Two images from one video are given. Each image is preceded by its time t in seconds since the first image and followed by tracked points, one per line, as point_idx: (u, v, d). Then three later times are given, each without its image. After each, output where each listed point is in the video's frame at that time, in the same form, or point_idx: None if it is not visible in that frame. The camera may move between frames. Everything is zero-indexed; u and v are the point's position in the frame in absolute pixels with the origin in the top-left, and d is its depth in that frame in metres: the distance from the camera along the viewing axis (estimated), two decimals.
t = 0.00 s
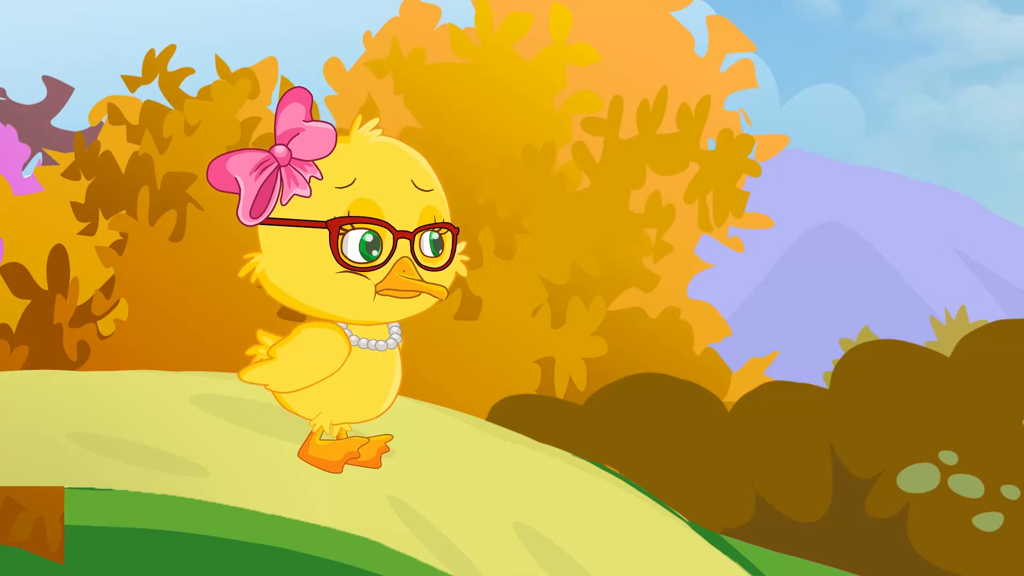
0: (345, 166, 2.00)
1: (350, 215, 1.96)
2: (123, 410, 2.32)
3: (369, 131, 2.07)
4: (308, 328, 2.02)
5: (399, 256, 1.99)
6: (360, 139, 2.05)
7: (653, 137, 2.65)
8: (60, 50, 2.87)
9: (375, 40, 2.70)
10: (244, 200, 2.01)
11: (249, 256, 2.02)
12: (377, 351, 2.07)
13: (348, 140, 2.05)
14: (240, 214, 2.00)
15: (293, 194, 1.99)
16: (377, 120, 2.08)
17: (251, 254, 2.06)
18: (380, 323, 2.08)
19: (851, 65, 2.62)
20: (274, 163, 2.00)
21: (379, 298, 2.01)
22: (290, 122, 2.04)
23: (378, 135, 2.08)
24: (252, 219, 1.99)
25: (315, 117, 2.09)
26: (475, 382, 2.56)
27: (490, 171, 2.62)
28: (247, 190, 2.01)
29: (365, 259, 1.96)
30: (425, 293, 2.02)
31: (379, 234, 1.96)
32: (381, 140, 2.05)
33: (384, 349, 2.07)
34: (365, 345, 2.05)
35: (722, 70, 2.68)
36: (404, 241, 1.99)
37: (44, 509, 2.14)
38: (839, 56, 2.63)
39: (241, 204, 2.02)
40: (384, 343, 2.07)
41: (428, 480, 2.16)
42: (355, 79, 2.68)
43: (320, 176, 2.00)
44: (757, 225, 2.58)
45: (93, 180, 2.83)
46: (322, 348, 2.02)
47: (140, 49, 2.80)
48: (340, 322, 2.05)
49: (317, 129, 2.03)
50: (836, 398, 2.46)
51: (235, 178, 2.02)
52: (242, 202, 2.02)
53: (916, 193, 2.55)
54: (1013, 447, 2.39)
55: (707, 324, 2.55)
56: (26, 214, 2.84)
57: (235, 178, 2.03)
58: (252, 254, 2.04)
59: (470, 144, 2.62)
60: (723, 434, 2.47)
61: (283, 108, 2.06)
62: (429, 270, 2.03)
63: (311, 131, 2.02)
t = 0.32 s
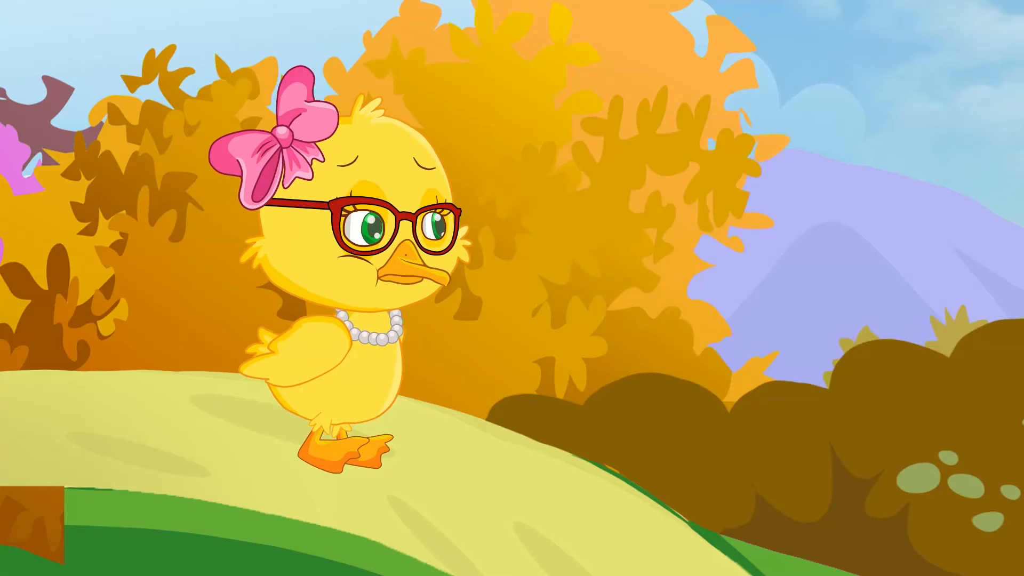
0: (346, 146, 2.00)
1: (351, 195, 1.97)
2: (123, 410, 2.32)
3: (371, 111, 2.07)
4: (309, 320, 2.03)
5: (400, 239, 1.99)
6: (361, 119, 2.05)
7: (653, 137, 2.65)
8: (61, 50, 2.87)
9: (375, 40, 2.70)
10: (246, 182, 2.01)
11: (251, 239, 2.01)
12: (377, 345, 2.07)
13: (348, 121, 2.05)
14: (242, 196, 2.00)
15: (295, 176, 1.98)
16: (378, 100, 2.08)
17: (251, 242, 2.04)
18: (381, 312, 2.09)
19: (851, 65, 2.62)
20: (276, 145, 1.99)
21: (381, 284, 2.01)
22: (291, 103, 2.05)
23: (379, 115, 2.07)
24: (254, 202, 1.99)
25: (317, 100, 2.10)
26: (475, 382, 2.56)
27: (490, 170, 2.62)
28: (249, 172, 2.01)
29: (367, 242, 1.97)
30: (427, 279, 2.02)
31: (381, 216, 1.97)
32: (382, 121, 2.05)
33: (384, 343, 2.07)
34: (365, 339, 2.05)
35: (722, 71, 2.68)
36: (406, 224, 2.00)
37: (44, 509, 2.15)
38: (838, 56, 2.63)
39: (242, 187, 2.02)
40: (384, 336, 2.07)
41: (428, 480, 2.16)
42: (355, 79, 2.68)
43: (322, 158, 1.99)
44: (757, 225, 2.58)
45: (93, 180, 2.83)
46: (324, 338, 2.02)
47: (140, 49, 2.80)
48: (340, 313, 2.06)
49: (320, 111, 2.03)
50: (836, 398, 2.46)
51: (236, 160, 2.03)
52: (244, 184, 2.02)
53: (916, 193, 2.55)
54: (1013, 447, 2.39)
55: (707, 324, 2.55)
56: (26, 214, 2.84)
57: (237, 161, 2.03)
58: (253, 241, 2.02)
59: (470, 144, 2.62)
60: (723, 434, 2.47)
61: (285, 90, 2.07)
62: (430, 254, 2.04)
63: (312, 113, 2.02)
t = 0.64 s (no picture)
0: (346, 146, 2.00)
1: (351, 195, 1.97)
2: (123, 410, 2.32)
3: (370, 111, 2.07)
4: (309, 320, 2.03)
5: (400, 239, 1.99)
6: (361, 119, 2.05)
7: (653, 137, 2.65)
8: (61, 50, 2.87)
9: (375, 40, 2.70)
10: (246, 182, 2.01)
11: (250, 240, 2.02)
12: (377, 345, 2.07)
13: (349, 121, 2.05)
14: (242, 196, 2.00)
15: (295, 176, 1.98)
16: (378, 100, 2.08)
17: (251, 241, 2.03)
18: (381, 313, 2.09)
19: (851, 65, 2.62)
20: (276, 145, 1.99)
21: (382, 284, 2.01)
22: (291, 103, 2.05)
23: (379, 115, 2.07)
24: (254, 202, 1.99)
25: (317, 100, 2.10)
26: (475, 382, 2.56)
27: (490, 171, 2.62)
28: (249, 172, 2.01)
29: (367, 242, 1.97)
30: (427, 279, 2.02)
31: (381, 216, 1.97)
32: (382, 121, 2.06)
33: (384, 343, 2.07)
34: (365, 339, 2.05)
35: (722, 70, 2.68)
36: (406, 223, 2.00)
37: (44, 509, 2.15)
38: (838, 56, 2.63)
39: (242, 187, 2.02)
40: (384, 336, 2.07)
41: (428, 480, 2.16)
42: (355, 79, 2.68)
43: (322, 159, 1.99)
44: (756, 225, 2.58)
45: (93, 180, 2.83)
46: (323, 339, 2.02)
47: (140, 49, 2.80)
48: (340, 313, 2.06)
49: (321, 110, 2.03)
50: (836, 398, 2.46)
51: (236, 161, 2.03)
52: (244, 184, 2.02)
53: (916, 193, 2.55)
54: (1013, 447, 2.39)
55: (707, 324, 2.55)
56: (26, 214, 2.85)
57: (237, 161, 2.03)
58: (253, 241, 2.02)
59: (470, 144, 2.62)
60: (723, 433, 2.47)
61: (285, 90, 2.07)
62: (430, 254, 2.04)
63: (312, 112, 2.02)
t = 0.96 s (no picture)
0: (339, 149, 2.00)
1: (347, 197, 1.97)
2: (123, 410, 2.32)
3: (362, 112, 2.07)
4: (309, 320, 2.04)
5: (399, 237, 1.98)
6: (354, 121, 2.06)
7: (653, 137, 2.64)
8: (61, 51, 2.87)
9: (375, 40, 2.70)
10: (242, 188, 2.02)
11: (251, 246, 2.03)
12: (377, 345, 2.07)
13: (342, 123, 2.06)
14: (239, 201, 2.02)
15: (290, 180, 2.00)
16: (369, 101, 2.08)
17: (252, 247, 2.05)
18: (381, 312, 2.09)
19: (851, 65, 2.60)
20: (270, 150, 2.01)
21: (383, 282, 2.01)
22: (283, 108, 2.07)
23: (371, 115, 2.08)
24: (251, 208, 2.00)
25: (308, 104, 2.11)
26: (475, 382, 2.56)
27: (490, 171, 2.62)
28: (245, 178, 2.02)
29: (366, 243, 1.97)
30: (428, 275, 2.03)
31: (379, 216, 1.96)
32: (376, 121, 2.06)
33: (385, 343, 2.07)
34: (365, 339, 2.05)
35: (722, 70, 2.67)
36: (404, 222, 1.99)
37: (44, 509, 2.17)
38: (839, 55, 2.62)
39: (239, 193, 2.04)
40: (384, 336, 2.07)
41: (428, 480, 2.18)
42: (355, 79, 2.68)
43: (316, 160, 2.00)
44: (756, 225, 2.58)
45: (93, 180, 2.83)
46: (323, 339, 2.03)
47: (139, 49, 2.80)
48: (340, 313, 2.06)
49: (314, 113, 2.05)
50: (836, 398, 2.46)
51: (231, 167, 2.04)
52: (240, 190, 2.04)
53: (916, 193, 2.55)
54: (1013, 447, 2.38)
55: (707, 324, 2.55)
56: (26, 214, 2.85)
57: (232, 168, 2.05)
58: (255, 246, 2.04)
59: (470, 144, 2.62)
60: (722, 433, 2.47)
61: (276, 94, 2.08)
62: (430, 251, 2.03)
63: (304, 116, 2.03)
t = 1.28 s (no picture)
0: (327, 158, 2.07)
1: (347, 202, 2.04)
2: (123, 410, 2.30)
3: (341, 117, 2.13)
4: (319, 316, 2.07)
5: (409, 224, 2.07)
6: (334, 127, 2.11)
7: (653, 137, 2.65)
8: (61, 51, 2.87)
9: (375, 40, 2.70)
10: (243, 219, 2.11)
11: (267, 272, 2.11)
12: (388, 339, 2.10)
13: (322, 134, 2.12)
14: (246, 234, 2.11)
15: (288, 199, 2.08)
16: (344, 104, 2.13)
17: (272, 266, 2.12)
18: (388, 307, 2.12)
19: (851, 65, 2.59)
20: (260, 176, 2.09)
21: (401, 271, 2.09)
22: (262, 132, 2.13)
23: (350, 118, 2.13)
24: (256, 235, 2.08)
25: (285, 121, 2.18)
26: (475, 382, 2.56)
27: (490, 171, 2.62)
28: (243, 209, 2.11)
29: (375, 238, 2.03)
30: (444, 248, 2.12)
31: (382, 212, 2.03)
32: (354, 122, 2.11)
33: (395, 337, 2.10)
34: (375, 333, 2.09)
35: (722, 71, 2.67)
36: (409, 210, 2.05)
37: (44, 509, 2.21)
38: (839, 56, 2.61)
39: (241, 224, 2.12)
40: (394, 331, 2.09)
41: (428, 480, 2.21)
42: (355, 79, 2.68)
43: (308, 174, 2.07)
44: (756, 225, 2.57)
45: (93, 180, 2.83)
46: (332, 334, 2.07)
47: (139, 49, 2.80)
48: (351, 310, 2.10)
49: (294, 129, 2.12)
50: (836, 398, 2.46)
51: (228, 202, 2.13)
52: (244, 222, 2.13)
53: (916, 193, 2.54)
54: (1013, 447, 2.38)
55: (707, 324, 2.55)
56: (26, 214, 2.85)
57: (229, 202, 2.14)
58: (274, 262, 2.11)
59: (470, 144, 2.62)
60: (722, 433, 2.47)
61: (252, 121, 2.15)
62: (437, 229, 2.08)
63: (285, 135, 2.11)
